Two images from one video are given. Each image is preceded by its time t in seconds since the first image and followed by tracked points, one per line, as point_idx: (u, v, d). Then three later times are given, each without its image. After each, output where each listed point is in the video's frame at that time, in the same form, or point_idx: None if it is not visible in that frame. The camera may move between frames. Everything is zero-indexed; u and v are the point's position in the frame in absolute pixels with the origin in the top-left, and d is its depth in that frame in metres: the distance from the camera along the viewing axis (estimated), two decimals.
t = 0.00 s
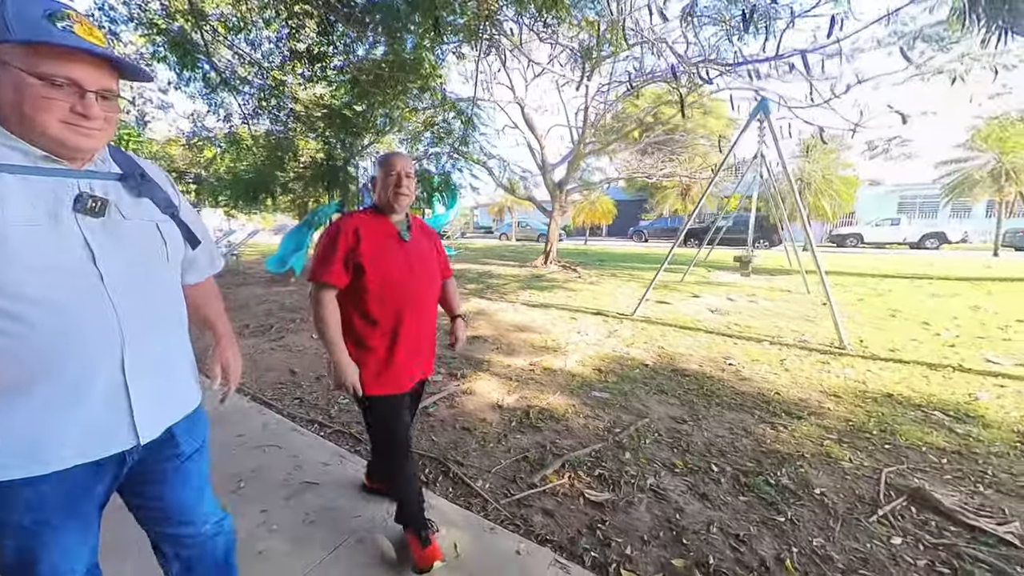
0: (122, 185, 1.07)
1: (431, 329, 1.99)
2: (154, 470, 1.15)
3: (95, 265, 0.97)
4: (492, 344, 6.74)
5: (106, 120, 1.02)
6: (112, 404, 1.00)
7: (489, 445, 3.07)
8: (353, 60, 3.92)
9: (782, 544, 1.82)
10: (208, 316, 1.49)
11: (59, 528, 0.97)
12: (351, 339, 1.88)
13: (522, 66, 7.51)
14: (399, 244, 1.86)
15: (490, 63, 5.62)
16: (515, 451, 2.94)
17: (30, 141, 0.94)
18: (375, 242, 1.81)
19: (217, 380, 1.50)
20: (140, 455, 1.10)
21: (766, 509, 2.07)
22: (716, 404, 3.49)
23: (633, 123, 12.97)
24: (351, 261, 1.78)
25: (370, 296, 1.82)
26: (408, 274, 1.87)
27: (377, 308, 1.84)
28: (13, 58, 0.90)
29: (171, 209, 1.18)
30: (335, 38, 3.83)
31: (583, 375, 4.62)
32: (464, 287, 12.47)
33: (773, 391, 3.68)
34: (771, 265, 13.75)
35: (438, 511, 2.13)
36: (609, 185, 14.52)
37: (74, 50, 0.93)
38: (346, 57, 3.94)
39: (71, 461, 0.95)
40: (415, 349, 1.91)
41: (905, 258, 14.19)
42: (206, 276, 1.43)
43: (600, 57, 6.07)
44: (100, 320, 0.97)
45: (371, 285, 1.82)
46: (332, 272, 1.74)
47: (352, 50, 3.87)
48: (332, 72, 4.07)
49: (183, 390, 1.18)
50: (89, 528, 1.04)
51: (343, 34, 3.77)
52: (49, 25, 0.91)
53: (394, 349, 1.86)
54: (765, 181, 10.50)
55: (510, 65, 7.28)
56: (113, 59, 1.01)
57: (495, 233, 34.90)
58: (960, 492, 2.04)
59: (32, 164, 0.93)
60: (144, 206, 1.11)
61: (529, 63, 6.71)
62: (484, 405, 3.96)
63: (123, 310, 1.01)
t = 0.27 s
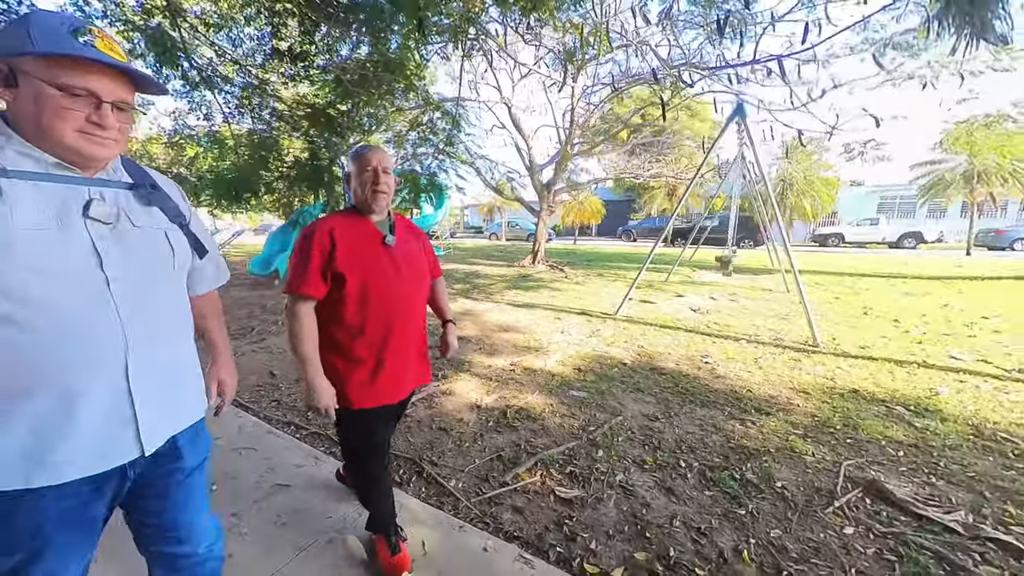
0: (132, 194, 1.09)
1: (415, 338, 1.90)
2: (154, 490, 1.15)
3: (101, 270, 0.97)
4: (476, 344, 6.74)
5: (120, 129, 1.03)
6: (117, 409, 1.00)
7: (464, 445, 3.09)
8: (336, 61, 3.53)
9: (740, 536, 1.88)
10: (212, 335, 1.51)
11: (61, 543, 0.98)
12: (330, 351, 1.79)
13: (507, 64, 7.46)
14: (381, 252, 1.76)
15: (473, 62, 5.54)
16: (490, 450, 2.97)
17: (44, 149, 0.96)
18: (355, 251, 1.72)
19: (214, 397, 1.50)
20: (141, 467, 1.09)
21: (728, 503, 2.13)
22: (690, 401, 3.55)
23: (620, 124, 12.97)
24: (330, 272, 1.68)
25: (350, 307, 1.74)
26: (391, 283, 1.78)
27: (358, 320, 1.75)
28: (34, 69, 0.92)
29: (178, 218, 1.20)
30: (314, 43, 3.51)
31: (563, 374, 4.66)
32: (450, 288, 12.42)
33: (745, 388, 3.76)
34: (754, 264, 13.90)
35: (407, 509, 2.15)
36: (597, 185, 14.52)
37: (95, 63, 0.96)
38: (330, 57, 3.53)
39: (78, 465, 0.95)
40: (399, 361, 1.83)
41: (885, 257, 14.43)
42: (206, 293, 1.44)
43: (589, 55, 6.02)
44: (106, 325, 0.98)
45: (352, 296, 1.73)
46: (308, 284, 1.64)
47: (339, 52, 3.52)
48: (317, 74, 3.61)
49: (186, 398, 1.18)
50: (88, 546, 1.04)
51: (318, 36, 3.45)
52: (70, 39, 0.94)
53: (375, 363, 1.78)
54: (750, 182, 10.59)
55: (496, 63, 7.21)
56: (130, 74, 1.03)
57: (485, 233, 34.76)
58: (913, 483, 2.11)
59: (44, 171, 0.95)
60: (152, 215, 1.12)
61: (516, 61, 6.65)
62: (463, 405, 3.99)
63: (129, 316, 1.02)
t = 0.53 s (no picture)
0: (142, 199, 1.06)
1: (399, 348, 1.84)
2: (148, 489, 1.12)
3: (112, 272, 0.95)
4: (458, 345, 6.77)
5: (135, 138, 1.01)
6: (124, 411, 0.98)
7: (441, 444, 3.12)
8: (320, 59, 3.58)
9: (703, 529, 1.93)
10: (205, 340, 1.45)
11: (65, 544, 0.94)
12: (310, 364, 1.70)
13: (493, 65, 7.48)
14: (365, 262, 1.68)
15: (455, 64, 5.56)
16: (466, 449, 3.00)
17: (60, 156, 0.93)
18: (339, 260, 1.63)
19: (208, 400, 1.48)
20: (142, 467, 1.07)
21: (693, 497, 2.18)
22: (665, 399, 3.62)
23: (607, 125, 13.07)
24: (312, 283, 1.59)
25: (332, 320, 1.65)
26: (375, 293, 1.71)
27: (341, 332, 1.67)
28: (52, 79, 0.89)
29: (185, 223, 1.17)
30: (299, 41, 3.56)
31: (543, 374, 4.71)
32: (436, 288, 12.42)
33: (719, 386, 3.85)
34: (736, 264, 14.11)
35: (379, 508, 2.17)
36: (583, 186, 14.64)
37: (112, 73, 0.93)
38: (314, 57, 3.59)
39: (85, 465, 0.93)
40: (383, 373, 1.76)
41: (863, 256, 14.74)
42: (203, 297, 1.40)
43: (573, 58, 6.11)
44: (117, 328, 0.95)
45: (335, 308, 1.64)
46: (289, 296, 1.54)
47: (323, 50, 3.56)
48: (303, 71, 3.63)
49: (187, 400, 1.16)
50: (95, 547, 1.01)
51: (306, 36, 3.51)
52: (90, 50, 0.92)
53: (360, 377, 1.70)
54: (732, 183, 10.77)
55: (481, 64, 7.27)
56: (146, 85, 1.01)
57: (474, 233, 34.81)
58: (867, 475, 2.19)
59: (59, 178, 0.92)
60: (160, 220, 1.10)
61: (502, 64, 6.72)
62: (442, 405, 4.01)
63: (138, 318, 1.00)
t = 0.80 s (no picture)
0: (131, 200, 1.03)
1: (400, 350, 1.75)
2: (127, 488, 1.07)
3: (102, 274, 0.91)
4: (441, 343, 6.80)
5: (125, 140, 0.97)
6: (111, 413, 0.95)
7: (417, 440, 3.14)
8: (303, 57, 3.53)
9: (664, 515, 2.00)
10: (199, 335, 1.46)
11: (49, 544, 0.90)
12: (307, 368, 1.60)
13: (478, 65, 7.52)
14: (366, 261, 1.58)
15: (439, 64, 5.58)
16: (441, 444, 3.03)
17: (47, 157, 0.90)
18: (339, 259, 1.53)
19: (202, 400, 1.47)
20: (126, 468, 1.03)
21: (658, 487, 2.25)
22: (639, 394, 3.69)
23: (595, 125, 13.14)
24: (311, 283, 1.48)
25: (332, 322, 1.55)
26: (377, 294, 1.61)
27: (341, 334, 1.57)
28: (41, 80, 0.86)
29: (175, 223, 1.13)
30: (280, 40, 3.48)
31: (523, 371, 4.76)
32: (422, 287, 12.43)
33: (693, 381, 3.93)
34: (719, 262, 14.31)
35: (354, 502, 2.18)
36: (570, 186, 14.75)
37: (103, 75, 0.90)
38: (297, 54, 3.52)
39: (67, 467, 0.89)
40: (385, 376, 1.67)
41: (843, 255, 15.04)
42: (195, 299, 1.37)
43: (557, 59, 6.18)
44: (105, 329, 0.92)
45: (335, 310, 1.54)
46: (288, 297, 1.44)
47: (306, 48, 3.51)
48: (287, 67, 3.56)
49: (176, 403, 1.12)
50: (80, 548, 0.96)
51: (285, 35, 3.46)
52: (81, 52, 0.88)
53: (360, 381, 1.61)
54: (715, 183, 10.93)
55: (467, 64, 7.31)
56: (137, 85, 0.98)
57: (463, 232, 34.82)
58: (824, 463, 2.28)
59: (46, 177, 0.89)
60: (148, 222, 1.06)
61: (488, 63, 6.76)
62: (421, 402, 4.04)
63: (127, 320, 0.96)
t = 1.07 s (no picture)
0: (87, 194, 0.97)
1: (399, 344, 1.72)
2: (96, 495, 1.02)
3: (60, 273, 0.86)
4: (424, 340, 6.81)
5: (77, 128, 0.93)
6: (76, 418, 0.90)
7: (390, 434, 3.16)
8: (283, 55, 3.35)
9: (626, 504, 2.03)
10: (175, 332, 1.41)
11: (27, 552, 0.87)
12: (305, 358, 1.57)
13: (464, 63, 7.50)
14: (366, 250, 1.58)
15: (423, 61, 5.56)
16: (414, 438, 3.04)
17: None
18: (339, 247, 1.53)
19: (189, 397, 1.43)
20: (93, 474, 0.98)
21: (621, 475, 2.30)
22: (611, 388, 3.74)
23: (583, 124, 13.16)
24: (311, 269, 1.47)
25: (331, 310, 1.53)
26: (377, 284, 1.60)
27: (340, 323, 1.54)
28: None
29: (138, 217, 1.09)
30: (261, 35, 3.27)
31: (501, 367, 4.80)
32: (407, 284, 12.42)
33: (666, 374, 4.00)
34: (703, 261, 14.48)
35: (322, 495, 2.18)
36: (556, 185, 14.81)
37: (48, 58, 0.86)
38: (276, 52, 3.35)
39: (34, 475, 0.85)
40: (384, 368, 1.63)
41: (824, 254, 15.30)
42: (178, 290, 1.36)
43: (542, 58, 6.21)
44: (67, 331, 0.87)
45: (335, 297, 1.53)
46: (288, 282, 1.43)
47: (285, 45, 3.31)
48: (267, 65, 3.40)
49: (145, 403, 1.08)
50: (54, 554, 0.92)
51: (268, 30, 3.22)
52: (22, 34, 0.84)
53: (360, 370, 1.58)
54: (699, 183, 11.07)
55: (454, 63, 7.32)
56: (85, 69, 0.93)
57: (452, 231, 34.80)
58: (782, 450, 2.35)
59: None
60: (109, 218, 1.01)
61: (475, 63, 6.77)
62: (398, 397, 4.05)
63: (92, 320, 0.92)
